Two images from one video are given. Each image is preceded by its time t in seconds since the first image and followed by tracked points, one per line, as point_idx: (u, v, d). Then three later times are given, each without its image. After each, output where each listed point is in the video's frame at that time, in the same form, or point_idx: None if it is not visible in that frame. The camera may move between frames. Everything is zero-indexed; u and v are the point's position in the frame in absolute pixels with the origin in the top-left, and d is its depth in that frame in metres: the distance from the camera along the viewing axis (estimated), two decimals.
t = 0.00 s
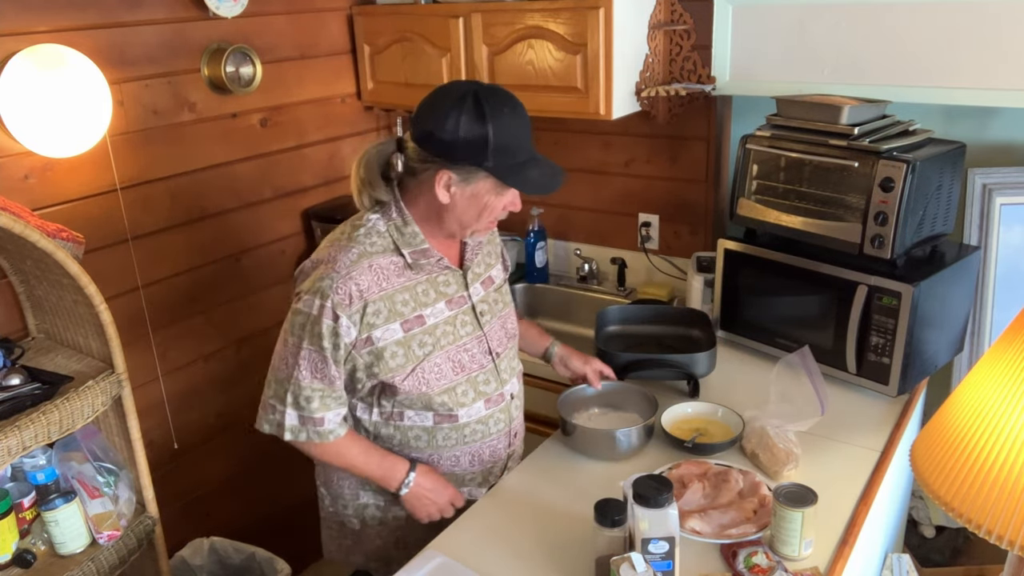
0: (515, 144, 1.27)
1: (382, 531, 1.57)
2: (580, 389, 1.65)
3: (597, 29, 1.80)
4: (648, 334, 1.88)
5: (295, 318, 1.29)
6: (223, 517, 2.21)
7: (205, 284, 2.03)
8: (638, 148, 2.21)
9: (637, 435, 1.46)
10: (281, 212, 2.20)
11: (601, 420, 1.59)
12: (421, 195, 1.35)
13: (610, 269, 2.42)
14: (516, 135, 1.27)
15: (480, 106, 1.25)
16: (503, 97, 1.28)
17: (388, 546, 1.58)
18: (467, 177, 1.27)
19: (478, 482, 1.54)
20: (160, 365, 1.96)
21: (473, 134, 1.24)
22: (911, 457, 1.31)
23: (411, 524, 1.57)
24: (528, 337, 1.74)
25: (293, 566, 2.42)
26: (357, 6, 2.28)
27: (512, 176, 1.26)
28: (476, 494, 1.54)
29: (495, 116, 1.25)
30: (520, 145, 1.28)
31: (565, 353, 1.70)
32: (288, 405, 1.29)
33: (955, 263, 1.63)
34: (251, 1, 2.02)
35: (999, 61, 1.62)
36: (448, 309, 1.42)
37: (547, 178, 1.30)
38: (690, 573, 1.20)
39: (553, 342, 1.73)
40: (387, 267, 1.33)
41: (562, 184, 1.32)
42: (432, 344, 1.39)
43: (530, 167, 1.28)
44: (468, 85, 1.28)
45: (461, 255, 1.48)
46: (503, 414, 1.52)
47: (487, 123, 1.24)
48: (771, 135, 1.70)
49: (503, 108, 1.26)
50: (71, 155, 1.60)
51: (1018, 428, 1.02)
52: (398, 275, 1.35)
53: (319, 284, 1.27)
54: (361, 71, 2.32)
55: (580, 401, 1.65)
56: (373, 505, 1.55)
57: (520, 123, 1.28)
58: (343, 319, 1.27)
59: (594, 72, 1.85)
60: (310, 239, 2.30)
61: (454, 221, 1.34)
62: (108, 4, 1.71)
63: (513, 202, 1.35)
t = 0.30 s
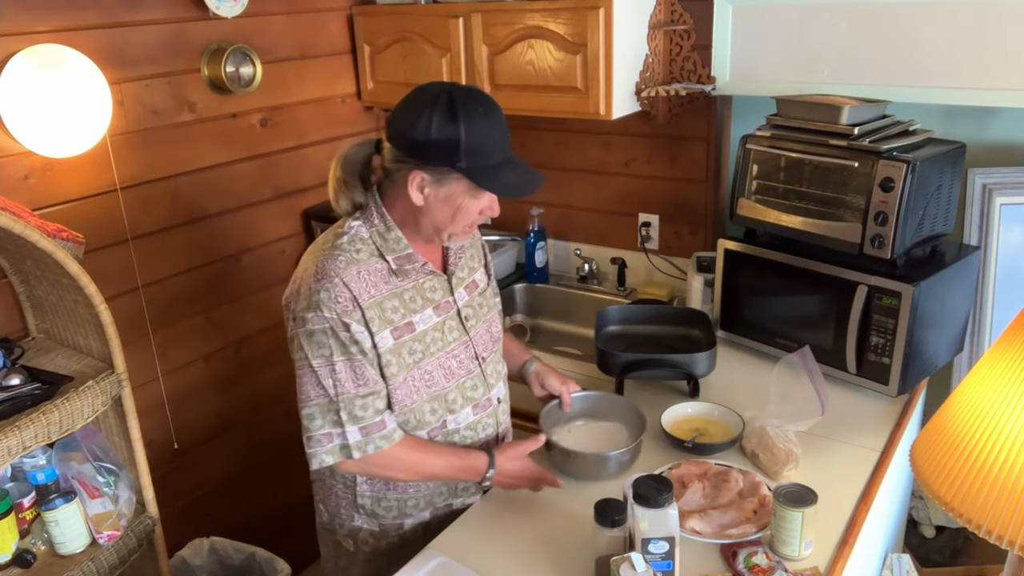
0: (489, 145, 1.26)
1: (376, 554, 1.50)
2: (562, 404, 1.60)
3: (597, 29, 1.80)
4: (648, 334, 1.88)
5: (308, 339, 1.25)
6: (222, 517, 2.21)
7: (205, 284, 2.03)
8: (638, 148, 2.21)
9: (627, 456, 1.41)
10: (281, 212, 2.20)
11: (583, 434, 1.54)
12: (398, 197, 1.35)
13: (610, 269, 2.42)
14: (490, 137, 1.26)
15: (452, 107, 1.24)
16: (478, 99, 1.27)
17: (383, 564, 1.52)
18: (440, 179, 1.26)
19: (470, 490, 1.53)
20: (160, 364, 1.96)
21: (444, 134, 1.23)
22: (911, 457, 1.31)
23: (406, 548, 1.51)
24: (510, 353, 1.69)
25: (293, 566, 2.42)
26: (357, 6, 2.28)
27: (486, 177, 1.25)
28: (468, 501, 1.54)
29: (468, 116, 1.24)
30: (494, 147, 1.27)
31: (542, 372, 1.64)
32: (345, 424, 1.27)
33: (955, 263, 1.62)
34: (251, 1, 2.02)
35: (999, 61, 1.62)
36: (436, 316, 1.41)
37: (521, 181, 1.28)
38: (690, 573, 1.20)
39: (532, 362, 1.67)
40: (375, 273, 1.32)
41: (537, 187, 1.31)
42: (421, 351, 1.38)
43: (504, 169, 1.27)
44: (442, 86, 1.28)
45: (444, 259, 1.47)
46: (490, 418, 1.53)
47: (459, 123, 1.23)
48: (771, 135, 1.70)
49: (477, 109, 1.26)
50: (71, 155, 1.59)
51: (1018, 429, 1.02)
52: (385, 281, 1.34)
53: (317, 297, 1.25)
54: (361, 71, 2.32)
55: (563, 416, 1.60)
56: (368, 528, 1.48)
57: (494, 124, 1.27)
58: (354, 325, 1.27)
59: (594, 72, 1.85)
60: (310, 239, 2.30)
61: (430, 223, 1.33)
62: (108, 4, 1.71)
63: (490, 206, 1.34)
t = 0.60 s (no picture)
0: (485, 143, 1.27)
1: (390, 555, 1.51)
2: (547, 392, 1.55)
3: (597, 29, 1.80)
4: (648, 334, 1.88)
5: (326, 337, 1.25)
6: (222, 518, 2.21)
7: (205, 284, 2.03)
8: (638, 148, 2.21)
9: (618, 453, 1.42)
10: (281, 213, 2.20)
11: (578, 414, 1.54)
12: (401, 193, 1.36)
13: (610, 269, 2.42)
14: (487, 135, 1.27)
15: (450, 104, 1.26)
16: (477, 97, 1.28)
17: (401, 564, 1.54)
18: (436, 174, 1.28)
19: (475, 486, 1.54)
20: (160, 364, 1.96)
21: (441, 130, 1.25)
22: (911, 457, 1.31)
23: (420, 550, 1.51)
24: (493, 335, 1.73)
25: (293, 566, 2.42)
26: (357, 6, 2.28)
27: (479, 175, 1.26)
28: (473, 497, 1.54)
29: (465, 113, 1.25)
30: (491, 145, 1.28)
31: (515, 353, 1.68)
32: (361, 423, 1.26)
33: (955, 263, 1.62)
34: (251, 1, 2.02)
35: (999, 61, 1.62)
36: (444, 312, 1.42)
37: (517, 180, 1.29)
38: (690, 573, 1.20)
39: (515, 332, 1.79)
40: (387, 270, 1.33)
41: (534, 187, 1.31)
42: (431, 347, 1.38)
43: (499, 167, 1.28)
44: (442, 84, 1.30)
45: (449, 257, 1.49)
46: (497, 413, 1.53)
47: (455, 120, 1.25)
48: (771, 135, 1.70)
49: (475, 107, 1.27)
50: (71, 155, 1.59)
51: (1018, 428, 1.02)
52: (397, 279, 1.34)
53: (335, 295, 1.25)
54: (361, 71, 2.32)
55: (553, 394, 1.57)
56: (382, 528, 1.48)
57: (492, 123, 1.28)
58: (372, 322, 1.27)
59: (594, 72, 1.85)
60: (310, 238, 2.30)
61: (429, 220, 1.34)
62: (108, 4, 1.71)
63: (490, 206, 1.34)
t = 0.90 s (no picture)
0: (499, 137, 1.27)
1: (404, 544, 1.55)
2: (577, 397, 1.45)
3: (597, 29, 1.80)
4: (649, 334, 1.88)
5: (338, 325, 1.27)
6: (223, 517, 2.21)
7: (205, 284, 2.03)
8: (638, 148, 2.21)
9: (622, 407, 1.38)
10: (281, 213, 2.20)
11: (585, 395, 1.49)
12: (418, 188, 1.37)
13: (610, 269, 2.42)
14: (501, 129, 1.27)
15: (465, 97, 1.26)
16: (491, 91, 1.29)
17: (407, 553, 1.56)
18: (451, 167, 1.28)
19: (489, 478, 1.57)
20: (160, 364, 1.96)
21: (456, 123, 1.25)
22: (911, 457, 1.31)
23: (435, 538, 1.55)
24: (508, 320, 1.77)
25: (293, 566, 2.43)
26: (357, 7, 2.28)
27: (492, 168, 1.26)
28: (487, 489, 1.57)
29: (479, 106, 1.26)
30: (505, 138, 1.28)
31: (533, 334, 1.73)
32: (370, 411, 1.29)
33: (955, 263, 1.62)
34: (251, 1, 2.02)
35: (999, 61, 1.62)
36: (457, 303, 1.43)
37: (529, 173, 1.29)
38: (690, 573, 1.20)
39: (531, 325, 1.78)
40: (401, 261, 1.35)
41: (547, 180, 1.31)
42: (445, 336, 1.40)
43: (512, 160, 1.28)
44: (457, 78, 1.30)
45: (462, 250, 1.50)
46: (510, 403, 1.55)
47: (470, 113, 1.25)
48: (771, 135, 1.70)
49: (489, 101, 1.27)
50: (71, 155, 1.59)
51: (1018, 428, 1.02)
52: (410, 269, 1.36)
53: (347, 284, 1.27)
54: (361, 71, 2.32)
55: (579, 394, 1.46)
56: (397, 517, 1.52)
57: (505, 118, 1.28)
58: (384, 312, 1.29)
59: (594, 72, 1.85)
60: (310, 239, 2.30)
61: (443, 212, 1.35)
62: (108, 4, 1.71)
63: (502, 199, 1.35)
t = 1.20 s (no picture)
0: (518, 131, 1.27)
1: (406, 531, 1.56)
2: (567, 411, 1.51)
3: (597, 29, 1.80)
4: (649, 334, 1.88)
5: (352, 309, 1.28)
6: (223, 517, 2.21)
7: (205, 284, 2.03)
8: (638, 148, 2.21)
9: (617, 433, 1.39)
10: (281, 212, 2.20)
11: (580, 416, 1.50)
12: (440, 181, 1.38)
13: (610, 269, 2.42)
14: (521, 123, 1.28)
15: (487, 91, 1.28)
16: (513, 87, 1.30)
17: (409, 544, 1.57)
18: (470, 158, 1.29)
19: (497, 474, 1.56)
20: (161, 364, 1.96)
21: (477, 115, 1.26)
22: (911, 457, 1.31)
23: (436, 529, 1.55)
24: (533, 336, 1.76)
25: (293, 566, 2.43)
26: (357, 7, 2.28)
27: (510, 161, 1.27)
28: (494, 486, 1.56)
29: (500, 100, 1.27)
30: (524, 132, 1.28)
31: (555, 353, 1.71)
32: (379, 395, 1.29)
33: (955, 263, 1.62)
34: (251, 1, 2.02)
35: (1000, 61, 1.62)
36: (471, 296, 1.44)
37: (547, 168, 1.29)
38: (690, 573, 1.20)
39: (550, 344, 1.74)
40: (419, 251, 1.35)
41: (564, 175, 1.31)
42: (457, 328, 1.41)
43: (530, 154, 1.28)
44: (481, 75, 1.32)
45: (479, 245, 1.50)
46: (519, 398, 1.54)
47: (490, 106, 1.26)
48: (771, 135, 1.70)
49: (511, 96, 1.28)
50: (71, 155, 1.59)
51: (1018, 428, 1.02)
52: (427, 260, 1.37)
53: (365, 270, 1.28)
54: (361, 71, 2.32)
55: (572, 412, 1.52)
56: (398, 503, 1.53)
57: (526, 112, 1.29)
58: (398, 299, 1.30)
59: (594, 72, 1.84)
60: (310, 238, 2.30)
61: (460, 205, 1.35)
62: (108, 4, 1.71)
63: (519, 195, 1.35)
